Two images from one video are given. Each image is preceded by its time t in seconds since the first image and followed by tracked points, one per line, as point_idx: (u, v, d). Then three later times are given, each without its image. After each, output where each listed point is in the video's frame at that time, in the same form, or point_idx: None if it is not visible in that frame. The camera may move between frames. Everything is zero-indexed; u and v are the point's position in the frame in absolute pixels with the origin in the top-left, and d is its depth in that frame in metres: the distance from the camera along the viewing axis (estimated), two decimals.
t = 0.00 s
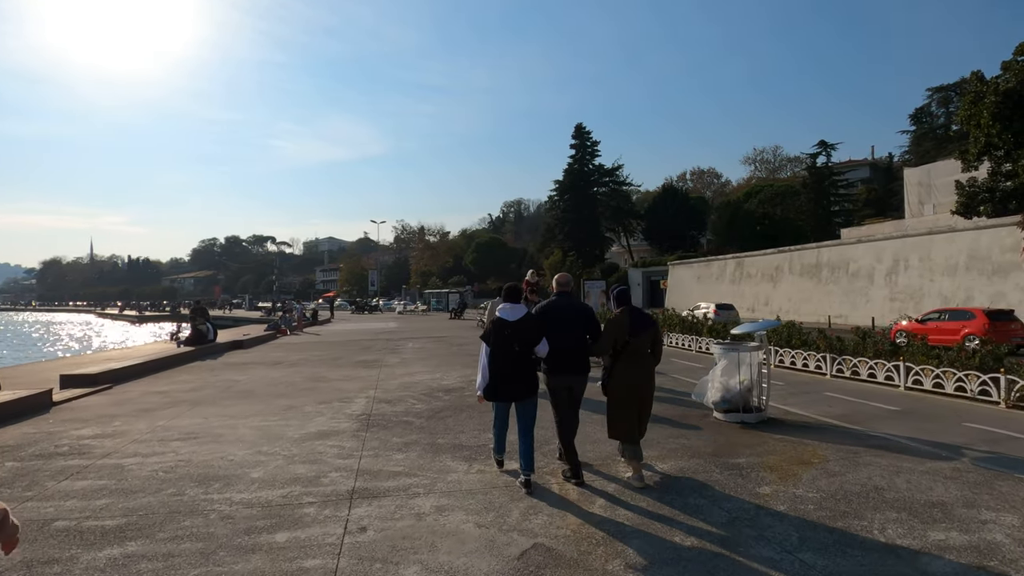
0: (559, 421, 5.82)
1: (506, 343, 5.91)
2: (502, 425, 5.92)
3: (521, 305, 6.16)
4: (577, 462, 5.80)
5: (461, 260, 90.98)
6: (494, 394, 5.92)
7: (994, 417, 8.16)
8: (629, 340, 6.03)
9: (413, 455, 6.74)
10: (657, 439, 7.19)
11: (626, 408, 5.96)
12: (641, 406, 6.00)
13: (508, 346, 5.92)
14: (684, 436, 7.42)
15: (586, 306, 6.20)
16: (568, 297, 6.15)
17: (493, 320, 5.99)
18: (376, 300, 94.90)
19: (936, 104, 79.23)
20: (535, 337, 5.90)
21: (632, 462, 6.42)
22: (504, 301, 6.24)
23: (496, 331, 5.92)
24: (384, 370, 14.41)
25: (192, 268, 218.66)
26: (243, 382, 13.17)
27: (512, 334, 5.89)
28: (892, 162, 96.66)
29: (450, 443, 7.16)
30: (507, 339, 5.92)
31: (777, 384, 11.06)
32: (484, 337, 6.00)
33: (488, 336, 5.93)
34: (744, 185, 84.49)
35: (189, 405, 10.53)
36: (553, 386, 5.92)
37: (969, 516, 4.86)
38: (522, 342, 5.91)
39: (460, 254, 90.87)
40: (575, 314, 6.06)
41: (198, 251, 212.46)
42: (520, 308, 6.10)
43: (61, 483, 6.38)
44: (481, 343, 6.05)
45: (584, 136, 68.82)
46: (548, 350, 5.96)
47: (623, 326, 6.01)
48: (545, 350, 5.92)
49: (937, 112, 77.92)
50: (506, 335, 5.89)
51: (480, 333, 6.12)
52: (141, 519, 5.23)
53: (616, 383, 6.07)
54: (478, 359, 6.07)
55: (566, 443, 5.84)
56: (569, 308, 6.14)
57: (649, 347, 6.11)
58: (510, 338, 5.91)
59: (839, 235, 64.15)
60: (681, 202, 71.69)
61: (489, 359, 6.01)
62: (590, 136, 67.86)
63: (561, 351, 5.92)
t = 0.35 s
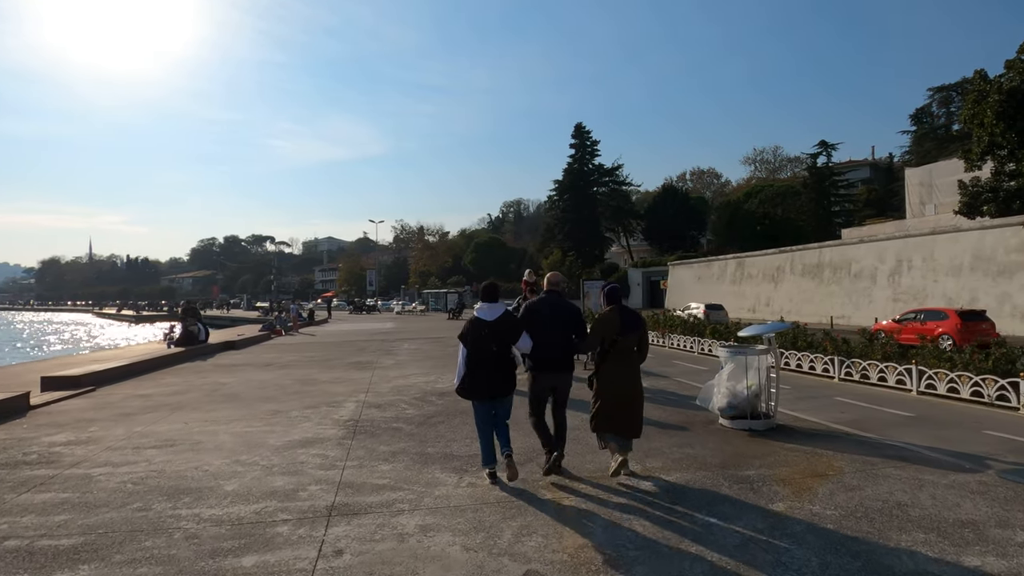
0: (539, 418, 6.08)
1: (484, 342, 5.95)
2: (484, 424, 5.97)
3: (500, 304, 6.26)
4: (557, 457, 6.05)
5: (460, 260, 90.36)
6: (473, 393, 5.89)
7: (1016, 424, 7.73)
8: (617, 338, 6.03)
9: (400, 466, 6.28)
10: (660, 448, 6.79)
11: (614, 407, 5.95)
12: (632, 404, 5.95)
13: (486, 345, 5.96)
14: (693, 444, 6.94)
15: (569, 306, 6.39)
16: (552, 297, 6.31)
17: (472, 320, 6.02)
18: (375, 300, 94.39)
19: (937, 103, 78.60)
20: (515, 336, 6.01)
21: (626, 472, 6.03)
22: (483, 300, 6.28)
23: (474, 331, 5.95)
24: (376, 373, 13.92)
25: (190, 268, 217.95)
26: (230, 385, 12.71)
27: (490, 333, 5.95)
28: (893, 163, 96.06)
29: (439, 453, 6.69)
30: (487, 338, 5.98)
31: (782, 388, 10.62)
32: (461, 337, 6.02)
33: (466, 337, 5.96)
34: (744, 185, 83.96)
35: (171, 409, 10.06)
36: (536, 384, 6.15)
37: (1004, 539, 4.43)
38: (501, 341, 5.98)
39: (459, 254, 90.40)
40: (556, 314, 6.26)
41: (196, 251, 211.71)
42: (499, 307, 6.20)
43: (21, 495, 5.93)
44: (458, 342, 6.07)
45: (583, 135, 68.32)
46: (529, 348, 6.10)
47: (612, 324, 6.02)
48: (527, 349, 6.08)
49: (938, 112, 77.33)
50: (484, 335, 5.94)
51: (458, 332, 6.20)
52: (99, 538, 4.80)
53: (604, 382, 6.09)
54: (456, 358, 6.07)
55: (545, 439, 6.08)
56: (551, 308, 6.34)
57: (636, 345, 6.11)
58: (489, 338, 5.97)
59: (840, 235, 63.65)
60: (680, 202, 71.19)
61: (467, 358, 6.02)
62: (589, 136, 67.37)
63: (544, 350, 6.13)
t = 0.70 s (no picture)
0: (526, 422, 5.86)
1: (469, 346, 5.69)
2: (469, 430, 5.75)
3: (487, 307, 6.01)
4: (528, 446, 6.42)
5: (458, 260, 89.83)
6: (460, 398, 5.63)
7: None
8: (602, 342, 5.93)
9: (390, 479, 5.79)
10: (671, 459, 6.31)
11: (601, 410, 5.91)
12: (621, 406, 5.93)
13: (472, 349, 5.69)
14: (704, 454, 6.49)
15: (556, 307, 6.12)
16: (538, 298, 6.04)
17: (456, 323, 5.76)
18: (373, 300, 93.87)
19: (936, 103, 78.21)
20: (501, 338, 5.75)
21: (631, 488, 5.53)
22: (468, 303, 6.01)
23: (459, 334, 5.69)
24: (370, 375, 13.43)
25: (188, 267, 217.13)
26: (218, 387, 12.21)
27: (476, 336, 5.67)
28: (892, 162, 95.71)
29: (433, 465, 6.20)
30: (471, 342, 5.71)
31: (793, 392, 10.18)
32: (447, 341, 5.76)
33: (451, 340, 5.70)
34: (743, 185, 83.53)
35: (153, 415, 9.56)
36: (523, 388, 5.90)
37: None
38: (486, 344, 5.71)
39: (457, 254, 89.90)
40: (542, 316, 5.98)
41: (195, 251, 210.83)
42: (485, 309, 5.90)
43: None
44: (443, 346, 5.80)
45: (582, 135, 67.88)
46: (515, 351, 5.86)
47: (597, 327, 5.90)
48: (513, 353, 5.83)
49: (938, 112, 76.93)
50: (470, 338, 5.68)
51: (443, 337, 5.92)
52: (52, 565, 4.30)
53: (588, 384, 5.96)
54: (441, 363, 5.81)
55: (518, 431, 6.42)
56: (536, 309, 6.01)
57: (622, 348, 6.00)
58: (474, 342, 5.70)
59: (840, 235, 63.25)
60: (680, 201, 70.72)
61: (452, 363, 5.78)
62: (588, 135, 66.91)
63: (531, 353, 5.87)
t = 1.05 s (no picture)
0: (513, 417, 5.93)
1: (459, 342, 5.99)
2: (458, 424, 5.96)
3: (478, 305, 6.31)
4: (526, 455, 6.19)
5: (460, 260, 89.25)
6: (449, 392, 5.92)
7: None
8: (584, 338, 6.04)
9: (378, 496, 5.34)
10: (683, 473, 5.87)
11: (583, 408, 5.91)
12: (600, 402, 5.98)
13: (461, 345, 5.99)
14: (720, 465, 6.05)
15: (543, 304, 6.26)
16: (524, 295, 6.22)
17: (446, 319, 6.08)
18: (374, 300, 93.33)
19: (941, 102, 77.44)
20: (489, 335, 6.00)
21: (638, 505, 5.06)
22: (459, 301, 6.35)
23: (449, 330, 6.01)
24: (367, 378, 12.99)
25: (190, 268, 216.85)
26: (209, 391, 11.79)
27: (464, 333, 5.98)
28: (896, 162, 94.91)
29: (428, 479, 5.74)
30: (461, 338, 6.02)
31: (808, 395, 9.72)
32: (437, 337, 6.08)
33: (441, 336, 6.03)
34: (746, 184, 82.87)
35: (137, 421, 9.10)
36: (508, 383, 6.03)
37: None
38: (475, 340, 6.01)
39: (459, 254, 89.33)
40: (528, 313, 6.12)
41: (197, 251, 210.48)
42: (474, 307, 6.20)
43: None
44: (434, 341, 6.13)
45: (585, 133, 67.31)
46: (502, 347, 6.04)
47: (579, 324, 6.03)
48: (498, 348, 6.01)
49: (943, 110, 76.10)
50: (458, 334, 5.99)
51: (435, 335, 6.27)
52: None
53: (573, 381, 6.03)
54: (431, 358, 6.12)
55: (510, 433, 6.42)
56: (521, 307, 6.19)
57: (605, 344, 6.10)
58: (463, 338, 6.00)
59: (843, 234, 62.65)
60: (682, 201, 70.13)
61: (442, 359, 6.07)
62: (590, 134, 66.37)
63: (516, 349, 6.00)
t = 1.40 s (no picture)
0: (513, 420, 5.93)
1: (455, 344, 5.92)
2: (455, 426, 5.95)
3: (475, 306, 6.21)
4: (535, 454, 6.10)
5: (474, 260, 88.88)
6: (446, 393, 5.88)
7: None
8: (589, 340, 5.96)
9: (379, 515, 4.87)
10: (712, 489, 5.35)
11: (586, 409, 5.90)
12: (604, 405, 5.93)
13: (457, 347, 5.93)
14: (753, 482, 5.54)
15: (545, 305, 6.17)
16: (526, 297, 6.14)
17: (442, 322, 6.00)
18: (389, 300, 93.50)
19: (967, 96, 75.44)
20: (487, 337, 5.92)
21: (663, 528, 4.55)
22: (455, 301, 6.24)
23: (444, 333, 5.94)
24: (377, 381, 12.60)
25: (209, 268, 219.31)
26: (215, 393, 11.47)
27: (461, 335, 5.91)
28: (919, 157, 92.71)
29: (433, 495, 5.27)
30: (457, 340, 5.95)
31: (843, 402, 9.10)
32: (433, 340, 6.03)
33: (436, 338, 5.97)
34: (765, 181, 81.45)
35: (137, 426, 8.76)
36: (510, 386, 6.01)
37: None
38: (471, 343, 5.94)
39: (473, 254, 89.03)
40: (529, 315, 6.05)
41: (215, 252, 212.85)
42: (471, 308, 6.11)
43: None
44: (431, 344, 6.07)
45: (600, 131, 66.55)
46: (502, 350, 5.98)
47: (583, 325, 5.95)
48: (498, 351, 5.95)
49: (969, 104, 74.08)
50: (454, 337, 5.91)
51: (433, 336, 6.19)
52: None
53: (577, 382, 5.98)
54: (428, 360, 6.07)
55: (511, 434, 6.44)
56: (523, 309, 6.11)
57: (609, 346, 6.03)
58: (459, 341, 5.93)
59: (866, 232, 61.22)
60: (700, 199, 69.05)
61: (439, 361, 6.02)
62: (606, 131, 65.61)
63: (518, 349, 5.88)
